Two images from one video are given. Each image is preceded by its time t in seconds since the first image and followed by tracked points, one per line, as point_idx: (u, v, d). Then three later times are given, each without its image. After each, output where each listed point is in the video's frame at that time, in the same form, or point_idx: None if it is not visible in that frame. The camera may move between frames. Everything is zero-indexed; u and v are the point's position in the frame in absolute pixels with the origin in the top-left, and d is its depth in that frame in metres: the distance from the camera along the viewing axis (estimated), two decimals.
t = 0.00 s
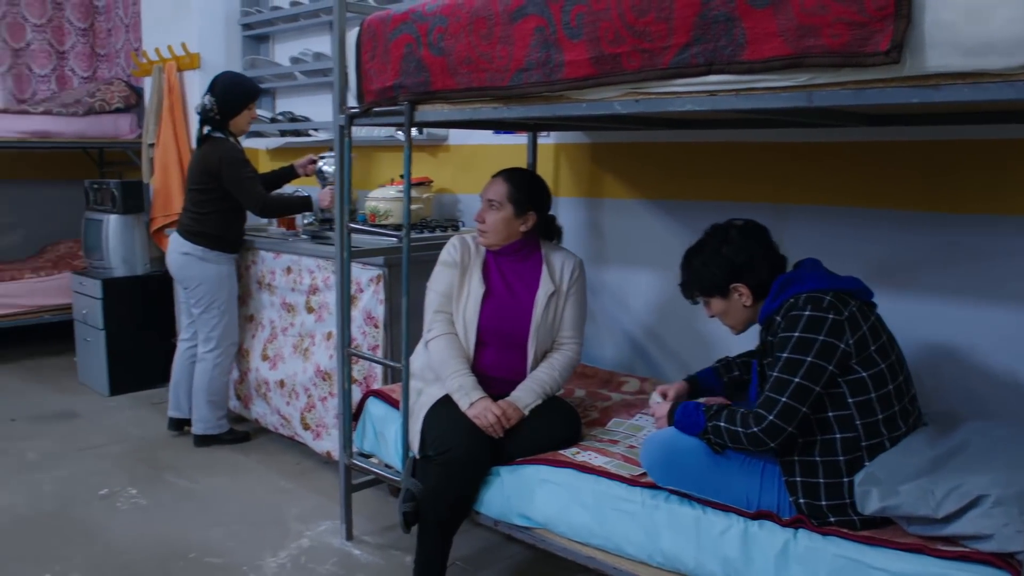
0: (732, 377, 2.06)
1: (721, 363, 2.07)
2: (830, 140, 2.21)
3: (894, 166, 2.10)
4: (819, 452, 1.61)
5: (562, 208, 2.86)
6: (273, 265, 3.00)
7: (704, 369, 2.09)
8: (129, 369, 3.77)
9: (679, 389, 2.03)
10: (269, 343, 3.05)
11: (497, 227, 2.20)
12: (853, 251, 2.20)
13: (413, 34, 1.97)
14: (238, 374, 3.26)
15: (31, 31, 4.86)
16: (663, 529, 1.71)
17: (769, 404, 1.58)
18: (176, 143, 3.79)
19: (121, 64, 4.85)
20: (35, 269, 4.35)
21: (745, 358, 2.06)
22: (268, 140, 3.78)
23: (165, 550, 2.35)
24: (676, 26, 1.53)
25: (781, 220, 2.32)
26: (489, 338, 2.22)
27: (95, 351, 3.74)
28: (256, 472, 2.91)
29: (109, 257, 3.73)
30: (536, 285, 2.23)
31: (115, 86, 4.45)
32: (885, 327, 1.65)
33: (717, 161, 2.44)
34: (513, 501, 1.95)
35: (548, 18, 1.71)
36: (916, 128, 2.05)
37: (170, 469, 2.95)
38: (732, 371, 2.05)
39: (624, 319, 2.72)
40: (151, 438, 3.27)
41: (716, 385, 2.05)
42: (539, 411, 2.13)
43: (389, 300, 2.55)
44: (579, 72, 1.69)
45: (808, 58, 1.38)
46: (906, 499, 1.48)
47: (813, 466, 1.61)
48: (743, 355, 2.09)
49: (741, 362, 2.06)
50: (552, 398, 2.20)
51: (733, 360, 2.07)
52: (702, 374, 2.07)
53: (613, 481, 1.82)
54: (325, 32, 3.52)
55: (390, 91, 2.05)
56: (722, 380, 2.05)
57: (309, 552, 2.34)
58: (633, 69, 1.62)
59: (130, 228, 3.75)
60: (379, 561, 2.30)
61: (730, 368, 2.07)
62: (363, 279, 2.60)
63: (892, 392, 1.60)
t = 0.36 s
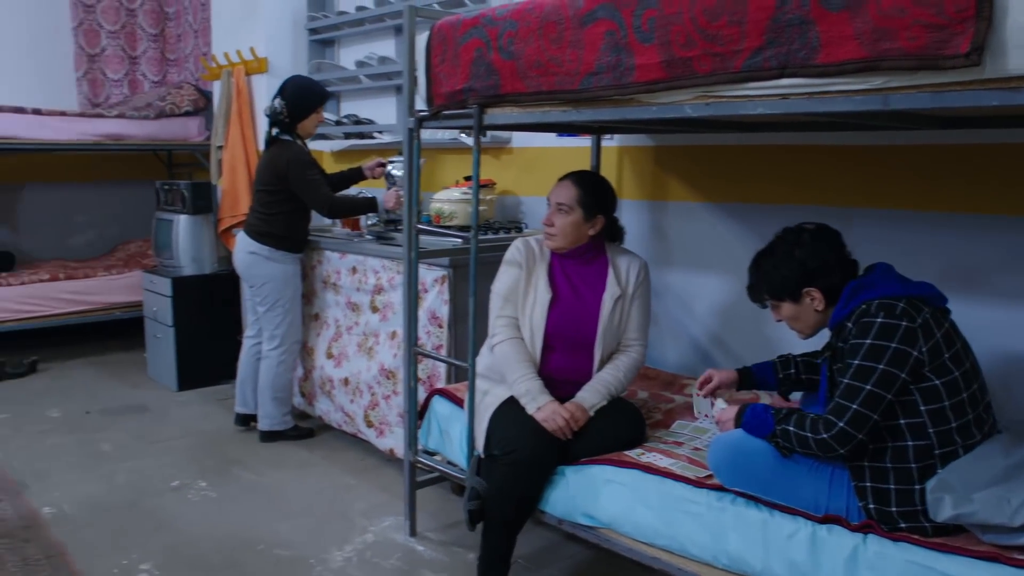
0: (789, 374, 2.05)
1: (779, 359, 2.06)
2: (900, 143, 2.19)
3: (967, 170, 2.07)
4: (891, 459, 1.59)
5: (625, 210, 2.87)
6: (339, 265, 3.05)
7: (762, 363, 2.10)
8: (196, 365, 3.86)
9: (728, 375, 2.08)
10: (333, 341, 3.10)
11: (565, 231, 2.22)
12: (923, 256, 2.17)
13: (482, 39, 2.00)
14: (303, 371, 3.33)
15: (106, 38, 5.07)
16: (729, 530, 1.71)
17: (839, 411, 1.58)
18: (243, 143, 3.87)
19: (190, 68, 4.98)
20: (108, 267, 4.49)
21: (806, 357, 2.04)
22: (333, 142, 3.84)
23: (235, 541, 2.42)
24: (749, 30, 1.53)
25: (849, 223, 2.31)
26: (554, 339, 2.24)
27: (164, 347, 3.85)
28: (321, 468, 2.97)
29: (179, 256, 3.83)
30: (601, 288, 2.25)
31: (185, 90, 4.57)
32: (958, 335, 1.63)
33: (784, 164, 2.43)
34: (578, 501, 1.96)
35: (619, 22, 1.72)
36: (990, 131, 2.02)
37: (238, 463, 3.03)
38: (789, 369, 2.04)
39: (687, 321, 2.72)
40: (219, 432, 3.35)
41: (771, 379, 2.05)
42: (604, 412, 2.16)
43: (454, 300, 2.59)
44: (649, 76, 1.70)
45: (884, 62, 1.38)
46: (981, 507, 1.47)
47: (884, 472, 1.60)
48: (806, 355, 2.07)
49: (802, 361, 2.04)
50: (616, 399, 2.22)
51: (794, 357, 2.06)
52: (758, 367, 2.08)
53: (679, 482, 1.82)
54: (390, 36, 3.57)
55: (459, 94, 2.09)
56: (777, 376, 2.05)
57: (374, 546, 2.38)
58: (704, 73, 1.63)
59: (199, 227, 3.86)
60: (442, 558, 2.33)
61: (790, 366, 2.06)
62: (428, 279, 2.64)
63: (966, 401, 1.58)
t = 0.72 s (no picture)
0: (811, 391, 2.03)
1: (798, 378, 2.04)
2: (946, 149, 2.19)
3: (1015, 176, 2.07)
4: (940, 466, 1.59)
5: (668, 216, 2.89)
6: (383, 268, 3.10)
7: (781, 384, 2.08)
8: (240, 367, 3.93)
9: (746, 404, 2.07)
10: (377, 344, 3.15)
11: (609, 237, 2.23)
12: (969, 262, 2.17)
13: (532, 46, 2.03)
14: (346, 373, 3.39)
15: (152, 45, 5.17)
16: (777, 533, 1.72)
17: (887, 420, 1.59)
18: (287, 149, 3.93)
19: (233, 74, 5.07)
20: (153, 270, 4.58)
21: (823, 370, 2.02)
22: (375, 147, 3.89)
23: (283, 538, 2.46)
24: (800, 37, 1.55)
25: (894, 229, 2.31)
26: (599, 344, 2.26)
27: (209, 348, 3.92)
28: (364, 468, 3.01)
29: (224, 259, 3.90)
30: (645, 292, 2.27)
31: (229, 96, 4.65)
32: (1005, 340, 1.63)
33: (828, 171, 2.43)
34: (624, 502, 1.99)
35: (669, 29, 1.75)
36: None
37: (283, 462, 3.08)
38: (810, 387, 2.02)
39: (729, 325, 2.73)
40: (263, 432, 3.41)
41: (792, 400, 2.03)
42: (649, 415, 2.17)
43: (498, 303, 2.62)
44: (700, 82, 1.73)
45: (937, 68, 1.39)
46: None
47: (933, 478, 1.60)
48: (828, 364, 2.04)
49: (822, 375, 2.02)
50: (660, 403, 2.24)
51: (811, 373, 2.04)
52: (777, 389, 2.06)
53: (725, 484, 1.84)
54: (432, 42, 3.62)
55: (508, 100, 2.12)
56: (799, 396, 2.03)
57: (419, 545, 2.42)
58: (755, 80, 1.65)
59: (243, 232, 3.92)
60: (486, 557, 2.36)
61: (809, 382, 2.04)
62: (471, 283, 2.67)
63: (1015, 407, 1.58)
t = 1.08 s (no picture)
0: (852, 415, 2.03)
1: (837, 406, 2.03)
2: (1000, 155, 2.19)
3: None
4: (999, 473, 1.60)
5: (715, 223, 2.91)
6: (432, 272, 3.15)
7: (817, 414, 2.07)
8: (288, 369, 3.99)
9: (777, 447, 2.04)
10: (425, 346, 3.20)
11: (660, 243, 2.25)
12: None
13: (587, 54, 2.07)
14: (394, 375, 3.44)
15: (202, 53, 5.27)
16: (831, 536, 1.73)
17: (941, 429, 1.59)
18: (336, 155, 4.00)
19: (280, 81, 5.16)
20: (202, 273, 4.68)
21: (860, 392, 2.01)
22: (422, 154, 3.95)
23: (337, 536, 2.51)
24: (859, 46, 1.57)
25: (946, 236, 2.31)
26: (650, 350, 2.28)
27: (258, 350, 3.99)
28: (412, 469, 3.06)
29: (273, 263, 3.94)
30: (693, 298, 2.29)
31: (277, 102, 4.72)
32: None
33: (878, 177, 2.44)
34: (677, 505, 2.01)
35: (727, 38, 1.77)
36: None
37: (333, 462, 3.13)
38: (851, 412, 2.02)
39: (778, 331, 2.75)
40: (312, 433, 3.47)
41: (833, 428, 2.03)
42: (699, 418, 2.20)
43: (548, 307, 2.66)
44: (757, 90, 1.75)
45: (999, 77, 1.40)
46: None
47: (991, 486, 1.61)
48: (864, 384, 2.03)
49: (860, 397, 2.01)
50: (710, 406, 2.27)
51: (849, 396, 2.03)
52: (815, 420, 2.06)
53: (779, 488, 1.85)
54: (479, 50, 3.66)
55: (563, 108, 2.16)
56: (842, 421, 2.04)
57: (470, 545, 2.46)
58: (813, 88, 1.66)
59: (292, 236, 3.98)
60: (537, 558, 2.39)
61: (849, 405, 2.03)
62: (521, 287, 2.71)
63: None
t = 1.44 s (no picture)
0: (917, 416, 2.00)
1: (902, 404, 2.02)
2: None
3: None
4: None
5: (774, 228, 2.91)
6: (490, 275, 3.19)
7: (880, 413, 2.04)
8: (345, 370, 4.07)
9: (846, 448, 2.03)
10: (483, 348, 3.25)
11: (725, 246, 2.25)
12: None
13: (653, 61, 2.10)
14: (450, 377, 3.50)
15: (260, 60, 5.34)
16: (898, 541, 1.74)
17: (1015, 433, 1.61)
18: (392, 159, 4.05)
19: (336, 88, 5.26)
20: (259, 275, 4.77)
21: (927, 392, 2.00)
22: (479, 159, 4.00)
23: (400, 533, 2.56)
24: (932, 52, 1.58)
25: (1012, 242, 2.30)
26: (710, 355, 2.28)
27: (315, 351, 4.07)
28: (471, 470, 3.10)
29: (331, 265, 4.02)
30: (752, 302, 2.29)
31: (333, 108, 4.81)
32: None
33: (942, 183, 2.43)
34: (741, 506, 2.03)
35: (795, 45, 1.79)
36: None
37: (392, 462, 3.19)
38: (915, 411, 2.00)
39: (837, 336, 2.75)
40: (370, 432, 3.54)
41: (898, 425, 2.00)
42: (761, 421, 2.21)
43: (607, 310, 2.69)
44: (826, 97, 1.76)
45: None
46: None
47: None
48: (932, 385, 2.02)
49: (927, 397, 2.00)
50: (771, 410, 2.27)
51: (915, 396, 2.02)
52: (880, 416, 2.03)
53: (844, 491, 1.86)
54: (535, 56, 3.71)
55: (627, 114, 2.19)
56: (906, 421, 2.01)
57: (531, 545, 2.49)
58: (883, 94, 1.67)
59: (349, 240, 4.06)
60: (597, 558, 2.42)
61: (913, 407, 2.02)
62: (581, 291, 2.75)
63: None
